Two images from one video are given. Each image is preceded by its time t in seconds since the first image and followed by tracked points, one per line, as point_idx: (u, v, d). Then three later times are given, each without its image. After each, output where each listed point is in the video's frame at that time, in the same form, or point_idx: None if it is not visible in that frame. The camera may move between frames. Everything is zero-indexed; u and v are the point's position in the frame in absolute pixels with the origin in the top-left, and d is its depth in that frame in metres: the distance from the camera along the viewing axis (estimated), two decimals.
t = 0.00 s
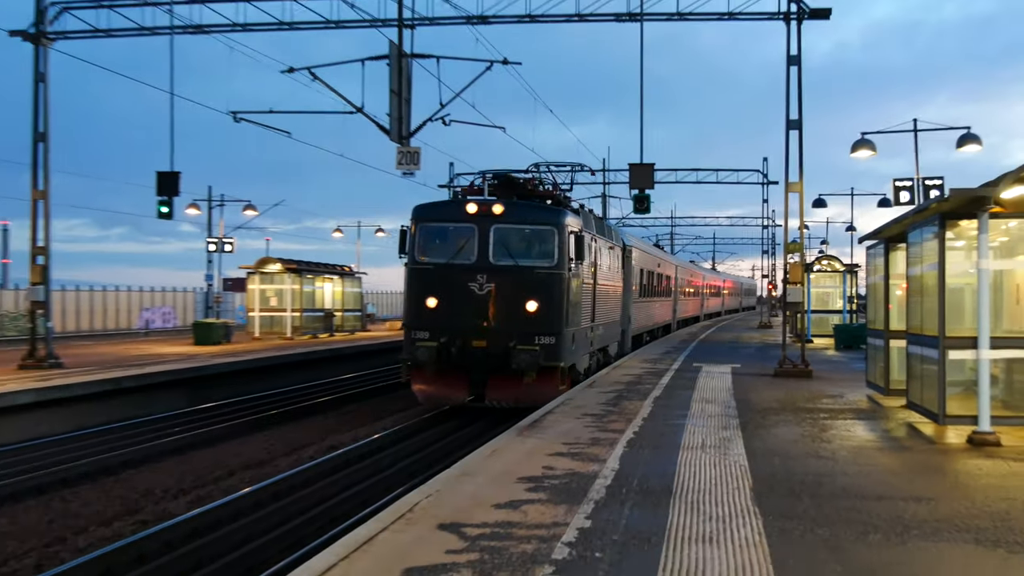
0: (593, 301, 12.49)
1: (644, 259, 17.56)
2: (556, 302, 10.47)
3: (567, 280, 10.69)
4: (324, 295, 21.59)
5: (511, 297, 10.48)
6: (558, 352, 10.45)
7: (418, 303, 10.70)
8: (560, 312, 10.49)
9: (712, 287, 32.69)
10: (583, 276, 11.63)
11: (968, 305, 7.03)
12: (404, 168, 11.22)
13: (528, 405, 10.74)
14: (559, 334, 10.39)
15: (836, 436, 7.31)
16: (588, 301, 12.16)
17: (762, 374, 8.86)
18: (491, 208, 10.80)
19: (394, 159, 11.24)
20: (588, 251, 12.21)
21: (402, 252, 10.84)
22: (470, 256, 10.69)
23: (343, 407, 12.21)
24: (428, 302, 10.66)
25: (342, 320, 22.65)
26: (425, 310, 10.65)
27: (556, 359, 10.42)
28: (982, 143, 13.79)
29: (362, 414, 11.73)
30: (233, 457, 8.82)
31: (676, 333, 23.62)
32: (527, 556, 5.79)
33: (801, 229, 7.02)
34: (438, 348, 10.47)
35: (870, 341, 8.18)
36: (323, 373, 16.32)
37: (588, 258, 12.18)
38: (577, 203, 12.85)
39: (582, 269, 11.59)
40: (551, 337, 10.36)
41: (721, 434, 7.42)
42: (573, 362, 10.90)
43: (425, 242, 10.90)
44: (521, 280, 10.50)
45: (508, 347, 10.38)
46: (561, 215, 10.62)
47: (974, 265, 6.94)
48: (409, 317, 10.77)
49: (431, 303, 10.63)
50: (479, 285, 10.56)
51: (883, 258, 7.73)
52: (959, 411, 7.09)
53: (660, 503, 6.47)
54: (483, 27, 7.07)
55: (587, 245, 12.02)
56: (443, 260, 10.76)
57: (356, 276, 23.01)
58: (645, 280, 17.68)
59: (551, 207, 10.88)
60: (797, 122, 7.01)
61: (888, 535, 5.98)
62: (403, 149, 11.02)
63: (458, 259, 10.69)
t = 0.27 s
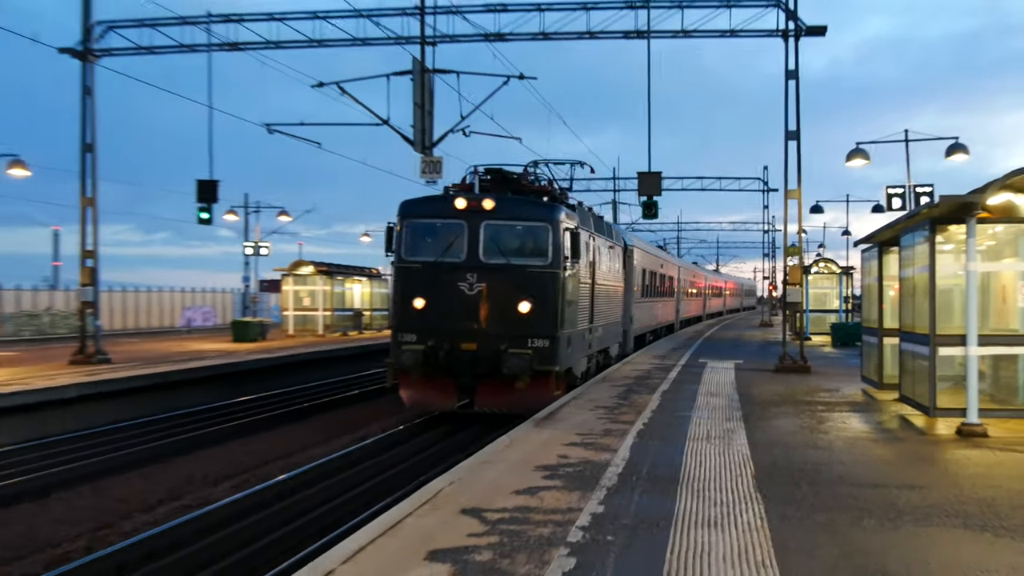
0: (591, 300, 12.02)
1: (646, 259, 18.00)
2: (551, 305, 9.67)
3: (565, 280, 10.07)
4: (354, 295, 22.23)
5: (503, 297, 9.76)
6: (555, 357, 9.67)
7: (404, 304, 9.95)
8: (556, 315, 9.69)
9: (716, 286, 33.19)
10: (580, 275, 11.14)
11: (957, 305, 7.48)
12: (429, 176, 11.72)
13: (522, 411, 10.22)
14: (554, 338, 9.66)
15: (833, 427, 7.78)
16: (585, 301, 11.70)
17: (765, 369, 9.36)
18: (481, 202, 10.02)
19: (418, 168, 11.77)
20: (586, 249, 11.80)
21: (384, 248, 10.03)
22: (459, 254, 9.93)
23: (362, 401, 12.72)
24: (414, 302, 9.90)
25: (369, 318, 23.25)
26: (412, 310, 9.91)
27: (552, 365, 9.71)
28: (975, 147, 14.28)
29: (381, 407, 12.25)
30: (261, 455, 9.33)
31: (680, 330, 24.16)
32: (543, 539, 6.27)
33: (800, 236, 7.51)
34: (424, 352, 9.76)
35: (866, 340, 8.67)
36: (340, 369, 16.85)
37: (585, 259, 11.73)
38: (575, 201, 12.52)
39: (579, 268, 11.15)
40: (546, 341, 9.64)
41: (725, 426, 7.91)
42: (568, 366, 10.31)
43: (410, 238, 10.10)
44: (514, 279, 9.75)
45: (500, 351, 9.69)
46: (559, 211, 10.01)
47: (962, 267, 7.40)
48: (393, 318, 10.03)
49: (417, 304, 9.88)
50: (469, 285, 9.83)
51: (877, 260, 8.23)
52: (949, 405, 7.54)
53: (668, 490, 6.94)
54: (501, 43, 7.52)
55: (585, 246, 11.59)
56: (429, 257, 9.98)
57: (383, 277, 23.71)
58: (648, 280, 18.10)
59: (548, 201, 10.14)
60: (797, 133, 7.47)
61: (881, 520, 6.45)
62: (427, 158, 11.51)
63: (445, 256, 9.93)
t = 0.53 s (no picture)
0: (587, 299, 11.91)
1: (649, 258, 18.79)
2: (541, 305, 9.75)
3: (555, 281, 9.96)
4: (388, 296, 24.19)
5: (492, 297, 9.81)
6: (545, 358, 9.73)
7: (390, 304, 10.07)
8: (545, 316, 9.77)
9: (715, 284, 34.03)
10: (574, 274, 11.14)
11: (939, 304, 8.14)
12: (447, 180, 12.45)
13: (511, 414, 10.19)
14: (543, 339, 9.72)
15: (825, 415, 8.49)
16: (580, 300, 11.58)
17: (761, 362, 10.08)
18: (468, 198, 10.09)
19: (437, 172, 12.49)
20: (581, 247, 11.71)
21: (370, 247, 10.17)
22: (446, 252, 10.02)
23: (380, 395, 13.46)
24: (400, 303, 10.01)
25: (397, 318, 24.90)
26: (398, 310, 10.03)
27: (542, 366, 9.74)
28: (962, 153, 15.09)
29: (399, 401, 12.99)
30: (292, 446, 10.04)
31: (680, 327, 24.95)
32: (560, 518, 6.96)
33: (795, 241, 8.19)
34: (409, 353, 9.84)
35: (855, 334, 9.36)
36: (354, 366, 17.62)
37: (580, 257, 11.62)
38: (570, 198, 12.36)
39: (575, 267, 11.13)
40: (537, 342, 9.72)
41: (724, 415, 8.60)
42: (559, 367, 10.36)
43: (397, 235, 10.23)
44: (503, 279, 9.81)
45: (487, 353, 9.75)
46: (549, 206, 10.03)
47: (944, 270, 8.04)
48: (380, 319, 10.14)
49: (403, 304, 10.00)
50: (456, 284, 9.91)
51: (865, 262, 8.92)
52: (931, 395, 8.22)
53: (673, 473, 7.63)
54: (521, 64, 8.25)
55: (580, 246, 11.48)
56: (415, 255, 10.10)
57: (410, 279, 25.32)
58: (649, 280, 18.78)
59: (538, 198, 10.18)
60: (792, 146, 8.13)
61: (868, 501, 7.12)
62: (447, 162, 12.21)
63: (432, 255, 10.02)
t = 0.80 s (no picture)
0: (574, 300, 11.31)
1: (649, 258, 19.56)
2: (527, 303, 9.25)
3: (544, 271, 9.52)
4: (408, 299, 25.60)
5: (472, 295, 9.31)
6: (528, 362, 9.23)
7: (362, 303, 9.58)
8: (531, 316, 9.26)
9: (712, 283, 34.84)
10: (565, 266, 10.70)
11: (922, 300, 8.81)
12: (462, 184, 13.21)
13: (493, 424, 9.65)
14: (528, 340, 9.21)
15: (815, 404, 9.20)
16: (573, 298, 11.09)
17: (757, 359, 10.62)
18: (446, 187, 9.61)
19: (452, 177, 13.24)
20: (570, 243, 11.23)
21: (343, 241, 9.71)
22: (422, 246, 9.53)
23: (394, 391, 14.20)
24: (373, 302, 9.53)
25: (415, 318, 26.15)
26: (372, 310, 9.54)
27: (526, 369, 9.22)
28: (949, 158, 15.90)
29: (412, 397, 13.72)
30: (312, 439, 10.77)
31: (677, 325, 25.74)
32: (571, 499, 7.60)
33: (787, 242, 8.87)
34: (383, 356, 9.35)
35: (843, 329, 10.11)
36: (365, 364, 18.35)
37: (570, 254, 11.07)
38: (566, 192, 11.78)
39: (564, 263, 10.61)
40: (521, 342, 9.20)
41: (723, 405, 9.30)
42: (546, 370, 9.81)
43: (370, 229, 9.76)
44: (483, 275, 9.33)
45: (466, 356, 9.25)
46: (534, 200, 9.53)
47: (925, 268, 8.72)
48: (352, 320, 9.65)
49: (375, 303, 9.50)
50: (433, 281, 9.41)
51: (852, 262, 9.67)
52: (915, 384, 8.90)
53: (675, 457, 8.28)
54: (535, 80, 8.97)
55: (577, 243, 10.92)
56: (390, 250, 9.61)
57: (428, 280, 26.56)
58: (649, 279, 19.56)
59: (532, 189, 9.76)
60: (785, 154, 8.81)
61: (856, 484, 7.74)
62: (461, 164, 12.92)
63: (407, 250, 9.55)
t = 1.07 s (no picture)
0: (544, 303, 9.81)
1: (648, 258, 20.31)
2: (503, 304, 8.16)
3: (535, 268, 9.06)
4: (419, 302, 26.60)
5: (440, 294, 8.24)
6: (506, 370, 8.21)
7: (318, 303, 8.57)
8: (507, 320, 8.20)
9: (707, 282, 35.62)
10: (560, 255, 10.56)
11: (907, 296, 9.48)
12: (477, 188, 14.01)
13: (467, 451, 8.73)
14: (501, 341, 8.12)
15: (806, 395, 9.90)
16: (553, 298, 10.30)
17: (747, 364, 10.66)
18: (411, 173, 8.52)
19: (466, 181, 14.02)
20: (564, 243, 10.86)
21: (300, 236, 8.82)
22: (384, 239, 8.46)
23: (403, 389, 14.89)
24: (329, 302, 8.48)
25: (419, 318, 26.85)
26: (328, 311, 8.51)
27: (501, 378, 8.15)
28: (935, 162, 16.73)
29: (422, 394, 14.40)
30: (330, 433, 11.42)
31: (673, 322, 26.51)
32: (580, 483, 8.07)
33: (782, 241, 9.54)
34: (342, 361, 8.42)
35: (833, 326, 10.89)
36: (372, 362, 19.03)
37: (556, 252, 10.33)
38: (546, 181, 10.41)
39: (542, 258, 9.50)
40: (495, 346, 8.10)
41: (721, 394, 10.09)
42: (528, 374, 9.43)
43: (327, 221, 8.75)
44: (454, 273, 8.25)
45: (432, 364, 8.20)
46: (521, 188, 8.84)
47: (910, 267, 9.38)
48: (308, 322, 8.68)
49: (333, 302, 8.47)
50: (395, 278, 8.34)
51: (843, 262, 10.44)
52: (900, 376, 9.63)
53: (676, 444, 8.92)
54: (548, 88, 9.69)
55: (562, 242, 10.66)
56: (348, 243, 8.57)
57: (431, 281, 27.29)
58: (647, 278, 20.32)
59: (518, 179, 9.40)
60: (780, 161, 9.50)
61: (846, 469, 8.29)
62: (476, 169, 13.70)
63: (368, 244, 8.50)
